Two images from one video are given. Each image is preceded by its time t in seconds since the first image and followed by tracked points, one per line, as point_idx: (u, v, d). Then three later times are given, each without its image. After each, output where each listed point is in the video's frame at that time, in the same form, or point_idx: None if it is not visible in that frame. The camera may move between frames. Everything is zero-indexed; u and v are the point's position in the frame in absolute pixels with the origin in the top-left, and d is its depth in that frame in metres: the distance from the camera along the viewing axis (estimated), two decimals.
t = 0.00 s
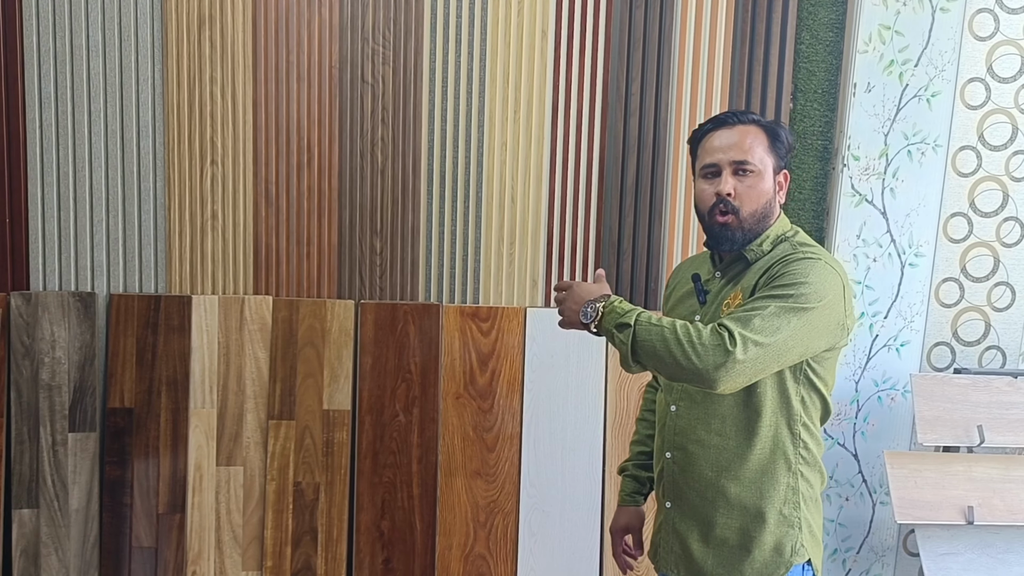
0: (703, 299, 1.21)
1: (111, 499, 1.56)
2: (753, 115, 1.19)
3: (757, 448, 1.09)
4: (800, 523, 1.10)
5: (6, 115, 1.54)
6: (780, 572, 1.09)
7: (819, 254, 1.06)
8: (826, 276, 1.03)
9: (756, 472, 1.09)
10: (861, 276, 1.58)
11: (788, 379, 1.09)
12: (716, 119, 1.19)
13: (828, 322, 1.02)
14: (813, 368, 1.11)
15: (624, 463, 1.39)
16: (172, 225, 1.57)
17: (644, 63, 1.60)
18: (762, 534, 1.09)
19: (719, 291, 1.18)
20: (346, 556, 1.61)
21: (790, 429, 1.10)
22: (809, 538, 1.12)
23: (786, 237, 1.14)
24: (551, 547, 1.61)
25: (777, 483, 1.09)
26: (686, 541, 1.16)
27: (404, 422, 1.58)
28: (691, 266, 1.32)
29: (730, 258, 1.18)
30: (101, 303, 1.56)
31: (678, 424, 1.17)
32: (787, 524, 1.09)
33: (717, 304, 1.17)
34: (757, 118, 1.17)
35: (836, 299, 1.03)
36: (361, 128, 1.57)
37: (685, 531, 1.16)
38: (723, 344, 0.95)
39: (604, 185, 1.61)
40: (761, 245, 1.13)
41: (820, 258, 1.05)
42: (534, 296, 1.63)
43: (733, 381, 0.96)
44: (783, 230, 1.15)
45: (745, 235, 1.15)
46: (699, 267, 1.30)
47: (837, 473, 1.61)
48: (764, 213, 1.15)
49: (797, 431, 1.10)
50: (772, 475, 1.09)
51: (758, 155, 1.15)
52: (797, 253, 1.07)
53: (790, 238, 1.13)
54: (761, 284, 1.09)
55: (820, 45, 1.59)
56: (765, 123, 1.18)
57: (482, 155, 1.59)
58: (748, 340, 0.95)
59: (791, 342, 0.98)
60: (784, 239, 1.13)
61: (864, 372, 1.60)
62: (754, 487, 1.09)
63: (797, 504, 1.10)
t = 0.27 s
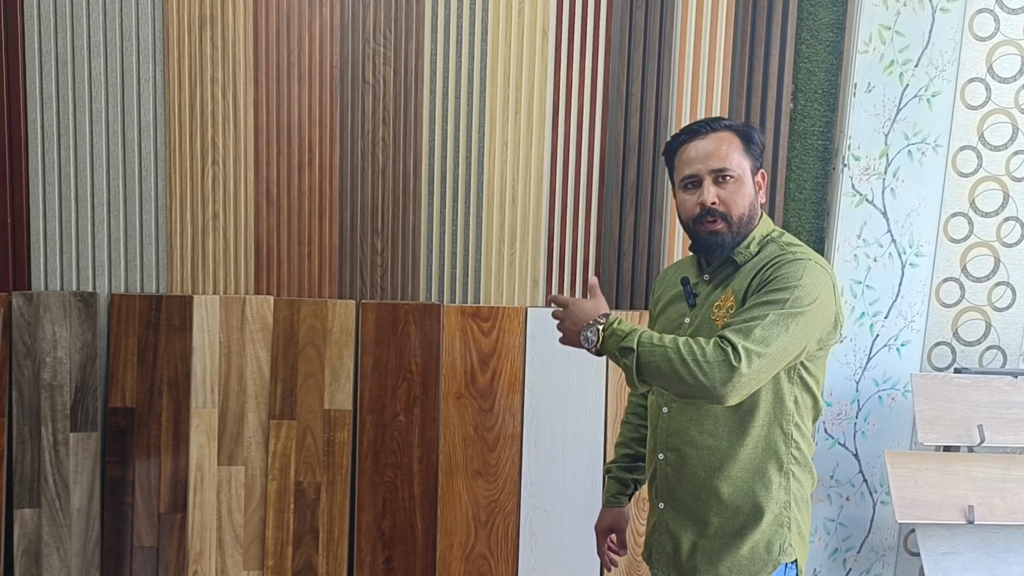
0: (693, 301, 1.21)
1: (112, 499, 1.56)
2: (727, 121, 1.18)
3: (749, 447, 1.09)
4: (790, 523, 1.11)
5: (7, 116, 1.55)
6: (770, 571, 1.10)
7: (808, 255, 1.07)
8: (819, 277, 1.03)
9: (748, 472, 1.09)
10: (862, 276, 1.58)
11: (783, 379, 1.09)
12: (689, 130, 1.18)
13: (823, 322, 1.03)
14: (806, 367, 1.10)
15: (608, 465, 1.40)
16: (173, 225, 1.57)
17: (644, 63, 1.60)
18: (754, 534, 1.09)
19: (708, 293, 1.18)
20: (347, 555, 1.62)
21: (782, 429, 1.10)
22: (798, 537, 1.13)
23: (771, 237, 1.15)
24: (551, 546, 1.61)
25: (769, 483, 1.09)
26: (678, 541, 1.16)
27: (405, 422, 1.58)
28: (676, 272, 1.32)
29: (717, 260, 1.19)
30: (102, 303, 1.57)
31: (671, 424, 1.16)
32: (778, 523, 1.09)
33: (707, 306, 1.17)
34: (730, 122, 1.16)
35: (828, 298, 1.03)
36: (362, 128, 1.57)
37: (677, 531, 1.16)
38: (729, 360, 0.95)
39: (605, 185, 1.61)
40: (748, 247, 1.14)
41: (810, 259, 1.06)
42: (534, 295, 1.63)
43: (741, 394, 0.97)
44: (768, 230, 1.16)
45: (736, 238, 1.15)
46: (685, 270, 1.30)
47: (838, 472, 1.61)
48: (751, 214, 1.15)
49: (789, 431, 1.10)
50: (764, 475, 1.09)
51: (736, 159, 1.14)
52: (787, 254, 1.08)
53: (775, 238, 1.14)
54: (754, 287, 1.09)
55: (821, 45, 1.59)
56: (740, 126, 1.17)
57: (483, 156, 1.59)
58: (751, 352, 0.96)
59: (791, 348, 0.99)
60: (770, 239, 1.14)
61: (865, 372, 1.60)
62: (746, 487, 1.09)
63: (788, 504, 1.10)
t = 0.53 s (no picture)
0: (673, 301, 1.19)
1: (115, 498, 1.57)
2: (710, 116, 1.17)
3: (735, 447, 1.09)
4: (780, 522, 1.09)
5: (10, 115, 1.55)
6: (760, 571, 1.09)
7: (785, 251, 1.06)
8: (797, 273, 1.02)
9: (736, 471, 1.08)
10: (864, 275, 1.58)
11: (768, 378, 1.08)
12: (673, 123, 1.18)
13: (804, 319, 1.01)
14: (792, 365, 1.10)
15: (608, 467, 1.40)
16: (176, 226, 1.57)
17: (647, 63, 1.60)
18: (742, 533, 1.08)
19: (688, 292, 1.17)
20: (350, 555, 1.62)
21: (768, 427, 1.09)
22: (788, 536, 1.12)
23: (750, 233, 1.13)
24: (552, 547, 1.62)
25: (755, 481, 1.08)
26: (668, 542, 1.16)
27: (407, 422, 1.59)
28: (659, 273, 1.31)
29: (699, 258, 1.17)
30: (105, 303, 1.57)
31: (657, 426, 1.16)
32: (767, 523, 1.08)
33: (688, 305, 1.15)
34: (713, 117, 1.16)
35: (808, 293, 1.02)
36: (364, 128, 1.58)
37: (668, 532, 1.16)
38: (710, 367, 0.94)
39: (607, 186, 1.62)
40: (726, 243, 1.13)
41: (787, 255, 1.04)
42: (537, 295, 1.63)
43: (727, 400, 0.96)
44: (747, 225, 1.14)
45: (714, 233, 1.13)
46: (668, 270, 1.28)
47: (840, 472, 1.61)
48: (731, 209, 1.14)
49: (775, 430, 1.09)
50: (751, 474, 1.08)
51: (718, 154, 1.13)
52: (765, 251, 1.06)
53: (754, 234, 1.12)
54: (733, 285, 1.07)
55: (823, 45, 1.59)
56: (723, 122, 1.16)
57: (485, 156, 1.59)
58: (733, 357, 0.94)
59: (774, 348, 0.98)
60: (749, 235, 1.12)
61: (867, 372, 1.60)
62: (732, 487, 1.09)
63: (776, 503, 1.09)
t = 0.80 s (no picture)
0: (650, 299, 1.19)
1: (120, 496, 1.57)
2: (699, 112, 1.16)
3: (699, 450, 1.08)
4: (742, 528, 1.09)
5: (18, 115, 1.56)
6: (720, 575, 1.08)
7: (762, 255, 1.05)
8: (772, 278, 1.01)
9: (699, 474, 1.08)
10: (869, 278, 1.58)
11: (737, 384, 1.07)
12: (659, 117, 1.18)
13: (775, 325, 1.01)
14: (762, 371, 1.08)
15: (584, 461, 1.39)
16: (182, 225, 1.58)
17: (653, 64, 1.60)
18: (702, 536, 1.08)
19: (664, 291, 1.17)
20: (353, 555, 1.62)
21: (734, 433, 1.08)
22: (753, 543, 1.10)
23: (730, 234, 1.12)
24: (556, 546, 1.63)
25: (718, 486, 1.08)
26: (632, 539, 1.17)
27: (412, 422, 1.59)
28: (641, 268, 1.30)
29: (679, 256, 1.17)
30: (111, 302, 1.57)
31: (627, 424, 1.17)
32: (729, 528, 1.08)
33: (663, 304, 1.15)
34: (699, 115, 1.14)
35: (781, 300, 1.01)
36: (370, 129, 1.58)
37: (633, 530, 1.17)
38: (673, 370, 0.95)
39: (612, 187, 1.62)
40: (704, 242, 1.12)
41: (763, 259, 1.03)
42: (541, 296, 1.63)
43: (688, 404, 0.96)
44: (729, 226, 1.13)
45: (685, 233, 1.14)
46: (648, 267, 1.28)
47: (844, 475, 1.61)
48: (707, 210, 1.13)
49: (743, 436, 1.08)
50: (714, 478, 1.08)
51: (698, 153, 1.13)
52: (740, 254, 1.05)
53: (733, 235, 1.12)
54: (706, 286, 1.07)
55: (829, 48, 1.60)
56: (710, 120, 1.15)
57: (490, 157, 1.60)
58: (697, 363, 0.95)
59: (741, 354, 0.97)
60: (728, 235, 1.12)
61: (871, 375, 1.60)
62: (694, 490, 1.08)
63: (739, 509, 1.08)
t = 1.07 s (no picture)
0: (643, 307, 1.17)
1: (145, 493, 1.59)
2: (687, 122, 1.10)
3: (679, 462, 1.05)
4: (723, 545, 1.04)
5: (50, 115, 1.58)
6: None
7: (743, 272, 1.01)
8: (745, 295, 0.97)
9: (679, 486, 1.05)
10: (896, 287, 1.58)
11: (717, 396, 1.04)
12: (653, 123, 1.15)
13: (746, 344, 0.95)
14: (742, 387, 1.04)
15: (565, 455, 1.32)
16: (210, 225, 1.59)
17: (680, 70, 1.60)
18: (681, 550, 1.04)
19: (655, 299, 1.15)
20: (374, 555, 1.63)
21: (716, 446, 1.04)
22: (737, 562, 1.05)
23: (720, 247, 1.09)
24: (581, 542, 1.65)
25: (698, 500, 1.04)
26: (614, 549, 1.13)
27: (434, 424, 1.59)
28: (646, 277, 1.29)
29: (669, 265, 1.15)
30: (139, 300, 1.59)
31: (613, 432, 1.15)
32: (709, 544, 1.03)
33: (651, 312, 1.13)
34: (683, 126, 1.09)
35: (756, 319, 0.96)
36: (397, 131, 1.59)
37: (615, 541, 1.13)
38: (622, 372, 0.94)
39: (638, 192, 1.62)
40: (693, 253, 1.10)
41: (744, 276, 0.99)
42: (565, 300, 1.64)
43: (636, 410, 0.95)
44: (720, 239, 1.10)
45: (646, 239, 1.13)
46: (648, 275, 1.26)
47: (868, 484, 1.61)
48: (669, 223, 1.09)
49: (724, 451, 1.04)
50: (694, 491, 1.04)
51: (669, 164, 1.08)
52: (723, 269, 1.02)
53: (723, 248, 1.08)
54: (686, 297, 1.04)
55: (857, 55, 1.59)
56: (696, 131, 1.08)
57: (516, 161, 1.60)
58: (648, 368, 0.94)
59: (701, 367, 0.94)
60: (717, 249, 1.08)
61: (897, 385, 1.59)
62: (674, 501, 1.05)
63: (720, 525, 1.04)
